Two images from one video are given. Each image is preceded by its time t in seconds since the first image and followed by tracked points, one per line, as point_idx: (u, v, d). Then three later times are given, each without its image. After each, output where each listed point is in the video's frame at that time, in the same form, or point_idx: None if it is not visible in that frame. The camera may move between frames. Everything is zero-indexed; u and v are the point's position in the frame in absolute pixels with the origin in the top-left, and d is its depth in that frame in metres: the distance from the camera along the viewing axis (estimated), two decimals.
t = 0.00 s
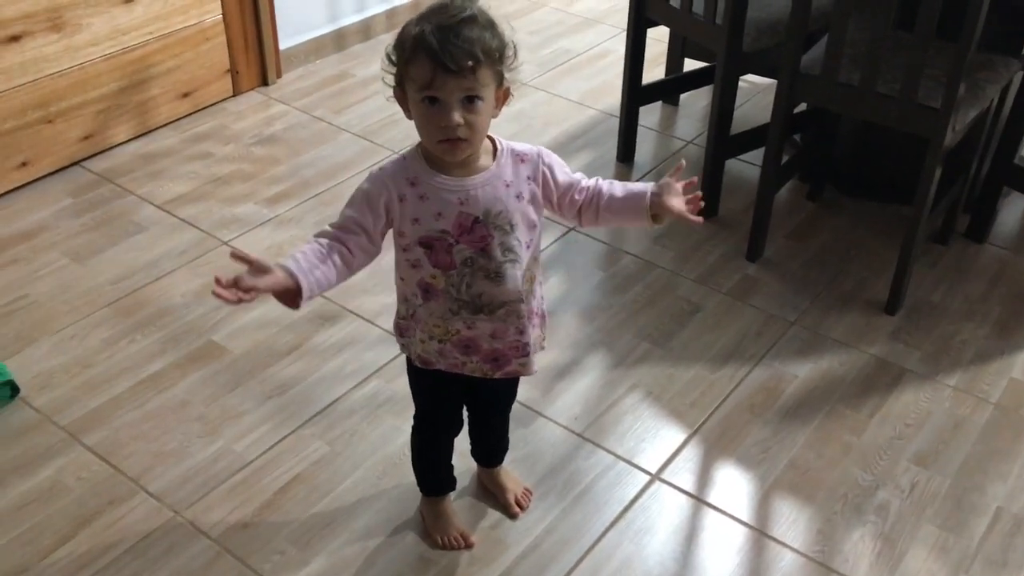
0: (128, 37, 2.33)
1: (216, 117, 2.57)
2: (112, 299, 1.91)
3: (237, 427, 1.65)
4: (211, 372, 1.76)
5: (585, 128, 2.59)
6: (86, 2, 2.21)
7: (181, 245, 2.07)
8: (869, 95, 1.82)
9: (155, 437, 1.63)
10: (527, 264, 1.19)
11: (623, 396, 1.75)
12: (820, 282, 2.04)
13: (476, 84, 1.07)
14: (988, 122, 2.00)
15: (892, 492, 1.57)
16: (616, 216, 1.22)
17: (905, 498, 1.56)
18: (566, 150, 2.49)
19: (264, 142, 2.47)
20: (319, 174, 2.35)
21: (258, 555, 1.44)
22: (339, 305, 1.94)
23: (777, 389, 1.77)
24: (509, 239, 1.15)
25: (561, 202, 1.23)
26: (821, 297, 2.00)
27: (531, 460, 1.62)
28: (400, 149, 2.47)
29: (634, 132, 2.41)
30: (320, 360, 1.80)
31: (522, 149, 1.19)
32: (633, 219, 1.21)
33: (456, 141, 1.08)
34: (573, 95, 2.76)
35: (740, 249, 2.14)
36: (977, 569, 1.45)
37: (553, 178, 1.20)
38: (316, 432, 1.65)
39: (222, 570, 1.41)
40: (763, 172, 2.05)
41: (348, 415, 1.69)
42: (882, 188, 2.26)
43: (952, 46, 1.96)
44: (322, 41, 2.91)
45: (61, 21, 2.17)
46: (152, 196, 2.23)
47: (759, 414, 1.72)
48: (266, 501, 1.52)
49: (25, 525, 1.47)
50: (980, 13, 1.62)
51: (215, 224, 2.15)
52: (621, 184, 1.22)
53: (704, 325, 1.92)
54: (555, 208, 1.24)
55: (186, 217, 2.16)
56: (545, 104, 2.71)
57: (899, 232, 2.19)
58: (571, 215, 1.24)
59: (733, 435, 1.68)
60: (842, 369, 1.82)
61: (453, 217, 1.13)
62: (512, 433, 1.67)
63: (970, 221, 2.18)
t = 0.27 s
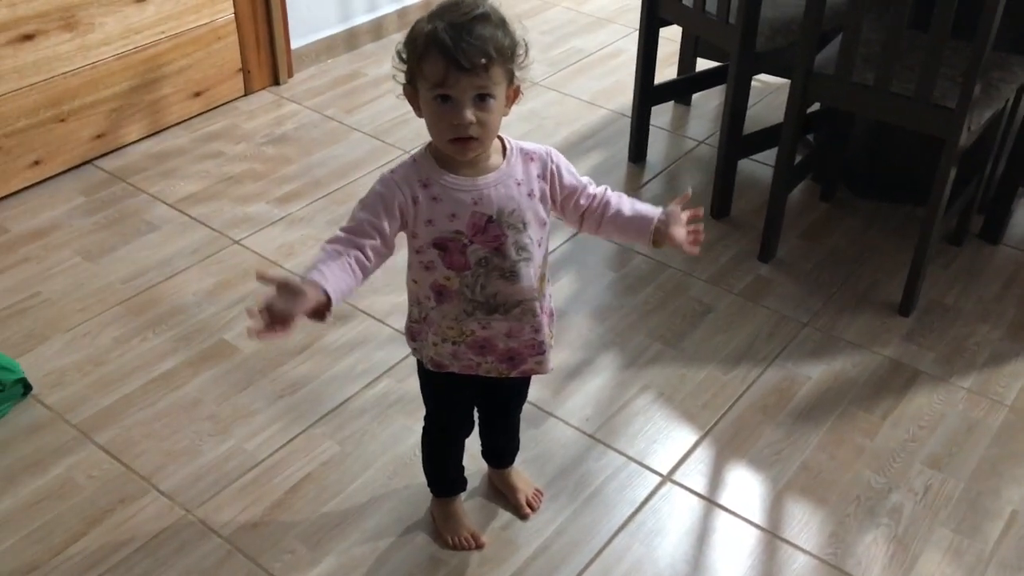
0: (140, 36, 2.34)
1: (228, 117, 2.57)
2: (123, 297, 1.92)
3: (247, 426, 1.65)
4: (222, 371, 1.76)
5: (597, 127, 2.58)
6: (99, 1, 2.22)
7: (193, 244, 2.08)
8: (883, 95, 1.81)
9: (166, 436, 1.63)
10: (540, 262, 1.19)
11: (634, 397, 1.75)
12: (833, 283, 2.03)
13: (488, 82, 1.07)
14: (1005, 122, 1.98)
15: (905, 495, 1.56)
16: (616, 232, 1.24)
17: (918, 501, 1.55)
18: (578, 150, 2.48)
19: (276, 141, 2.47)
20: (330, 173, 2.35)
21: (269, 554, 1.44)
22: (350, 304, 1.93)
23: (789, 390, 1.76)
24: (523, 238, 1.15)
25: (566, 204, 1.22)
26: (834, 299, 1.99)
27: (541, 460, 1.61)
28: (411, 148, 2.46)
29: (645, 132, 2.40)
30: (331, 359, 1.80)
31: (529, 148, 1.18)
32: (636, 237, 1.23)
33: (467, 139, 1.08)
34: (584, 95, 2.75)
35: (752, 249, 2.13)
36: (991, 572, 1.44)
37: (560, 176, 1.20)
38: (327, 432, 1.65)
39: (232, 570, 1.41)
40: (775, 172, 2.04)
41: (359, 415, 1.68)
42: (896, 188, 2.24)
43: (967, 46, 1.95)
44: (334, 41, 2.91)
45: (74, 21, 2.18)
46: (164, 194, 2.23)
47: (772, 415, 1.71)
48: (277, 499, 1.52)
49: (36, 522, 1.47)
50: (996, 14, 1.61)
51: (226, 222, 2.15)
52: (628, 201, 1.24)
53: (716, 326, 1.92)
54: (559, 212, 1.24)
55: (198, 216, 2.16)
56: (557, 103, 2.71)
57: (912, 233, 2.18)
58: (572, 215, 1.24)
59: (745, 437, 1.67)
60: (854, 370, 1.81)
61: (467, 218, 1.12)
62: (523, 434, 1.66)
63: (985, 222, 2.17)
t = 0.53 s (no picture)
0: (148, 36, 2.34)
1: (235, 116, 2.58)
2: (131, 297, 1.92)
3: (255, 425, 1.66)
4: (229, 370, 1.77)
5: (604, 126, 2.58)
6: (107, 1, 2.22)
7: (200, 243, 2.08)
8: (891, 94, 1.80)
9: (174, 435, 1.63)
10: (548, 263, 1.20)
11: (641, 397, 1.75)
12: (840, 282, 2.02)
13: (503, 89, 1.07)
14: (1014, 121, 1.97)
15: (913, 495, 1.56)
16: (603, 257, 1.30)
17: (926, 501, 1.55)
18: (585, 149, 2.48)
19: (283, 141, 2.47)
20: (338, 172, 2.35)
21: (276, 553, 1.44)
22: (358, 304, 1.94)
23: (797, 390, 1.76)
24: (531, 238, 1.15)
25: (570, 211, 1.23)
26: (841, 298, 1.98)
27: (548, 460, 1.61)
28: (418, 147, 2.46)
29: (653, 131, 2.40)
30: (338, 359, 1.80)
31: (535, 148, 1.18)
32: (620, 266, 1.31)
33: (480, 144, 1.08)
34: (591, 94, 2.75)
35: (759, 249, 2.13)
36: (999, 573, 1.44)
37: (565, 177, 1.20)
38: (334, 431, 1.65)
39: (240, 569, 1.41)
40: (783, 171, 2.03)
41: (367, 414, 1.69)
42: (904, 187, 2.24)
43: (976, 45, 1.94)
44: (341, 40, 2.91)
45: (82, 20, 2.18)
46: (171, 194, 2.24)
47: (779, 415, 1.71)
48: (285, 499, 1.53)
49: (45, 521, 1.48)
50: (1006, 12, 1.60)
51: (234, 222, 2.15)
52: (624, 231, 1.29)
53: (723, 325, 1.91)
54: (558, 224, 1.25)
55: (206, 215, 2.17)
56: (564, 102, 2.71)
57: (921, 232, 2.17)
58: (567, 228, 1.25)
59: (752, 436, 1.67)
60: (862, 370, 1.81)
61: (478, 224, 1.12)
62: (531, 433, 1.66)
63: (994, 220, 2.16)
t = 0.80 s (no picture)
0: (149, 34, 2.34)
1: (236, 114, 2.58)
2: (133, 295, 1.92)
3: (257, 423, 1.66)
4: (231, 368, 1.77)
5: (605, 124, 2.58)
6: None
7: (202, 241, 2.08)
8: (893, 92, 1.80)
9: (175, 433, 1.63)
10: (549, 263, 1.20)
11: (643, 395, 1.74)
12: (842, 280, 2.02)
13: (512, 95, 1.07)
14: (1016, 119, 1.97)
15: (916, 492, 1.56)
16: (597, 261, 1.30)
17: (928, 499, 1.54)
18: (586, 147, 2.48)
19: (284, 139, 2.47)
20: (339, 171, 2.35)
21: (278, 551, 1.44)
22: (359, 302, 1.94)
23: (799, 387, 1.76)
24: (532, 240, 1.15)
25: (578, 211, 1.23)
26: (843, 296, 1.98)
27: (550, 458, 1.61)
28: (419, 145, 2.46)
29: (654, 128, 2.39)
30: (340, 357, 1.80)
31: (536, 150, 1.17)
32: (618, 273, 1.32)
33: (486, 149, 1.08)
34: (592, 92, 2.75)
35: (761, 246, 2.13)
36: (1001, 570, 1.44)
37: (566, 179, 1.19)
38: (336, 429, 1.65)
39: (242, 567, 1.41)
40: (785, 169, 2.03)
41: (368, 412, 1.69)
42: (905, 184, 2.23)
43: (978, 42, 1.94)
44: (342, 38, 2.91)
45: (83, 19, 2.18)
46: (173, 192, 2.24)
47: (781, 413, 1.71)
48: (286, 497, 1.53)
49: (47, 519, 1.48)
50: (1008, 9, 1.60)
51: (235, 220, 2.15)
52: (620, 237, 1.30)
53: (725, 323, 1.91)
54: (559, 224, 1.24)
55: (207, 214, 2.17)
56: (565, 100, 2.70)
57: (922, 230, 2.17)
58: (575, 229, 1.25)
59: (754, 434, 1.66)
60: (864, 368, 1.80)
61: (479, 226, 1.12)
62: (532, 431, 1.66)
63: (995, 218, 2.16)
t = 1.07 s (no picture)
0: (149, 34, 2.34)
1: (236, 114, 2.58)
2: (133, 294, 1.93)
3: (257, 422, 1.66)
4: (231, 367, 1.77)
5: (605, 124, 2.58)
6: None
7: (202, 240, 2.08)
8: (893, 91, 1.80)
9: (176, 432, 1.63)
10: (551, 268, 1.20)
11: (642, 394, 1.75)
12: (841, 279, 2.03)
13: (518, 97, 1.07)
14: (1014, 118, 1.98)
15: (914, 491, 1.56)
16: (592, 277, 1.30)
17: (927, 497, 1.55)
18: (585, 147, 2.48)
19: (284, 138, 2.47)
20: (339, 170, 2.35)
21: (278, 550, 1.44)
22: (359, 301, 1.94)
23: (798, 386, 1.76)
24: (535, 244, 1.15)
25: (576, 220, 1.23)
26: (842, 295, 1.98)
27: (550, 457, 1.62)
28: (419, 145, 2.47)
29: (654, 128, 2.40)
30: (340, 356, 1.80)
31: (540, 153, 1.17)
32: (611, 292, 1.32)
33: (492, 152, 1.08)
34: (592, 91, 2.75)
35: (760, 246, 2.13)
36: (1000, 569, 1.44)
37: (569, 183, 1.19)
38: (336, 428, 1.65)
39: (242, 565, 1.42)
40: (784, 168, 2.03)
41: (368, 411, 1.69)
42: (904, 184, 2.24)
43: (976, 42, 1.94)
44: (342, 38, 2.91)
45: (83, 18, 2.19)
46: (172, 192, 2.24)
47: (781, 412, 1.71)
48: (286, 495, 1.53)
49: (47, 518, 1.48)
50: (1007, 9, 1.60)
51: (235, 219, 2.15)
52: (615, 255, 1.30)
53: (724, 322, 1.92)
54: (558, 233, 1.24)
55: (207, 213, 2.17)
56: (565, 100, 2.71)
57: (921, 229, 2.17)
58: (574, 239, 1.25)
59: (754, 433, 1.67)
60: (863, 367, 1.81)
61: (483, 231, 1.12)
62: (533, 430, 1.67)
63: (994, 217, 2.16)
